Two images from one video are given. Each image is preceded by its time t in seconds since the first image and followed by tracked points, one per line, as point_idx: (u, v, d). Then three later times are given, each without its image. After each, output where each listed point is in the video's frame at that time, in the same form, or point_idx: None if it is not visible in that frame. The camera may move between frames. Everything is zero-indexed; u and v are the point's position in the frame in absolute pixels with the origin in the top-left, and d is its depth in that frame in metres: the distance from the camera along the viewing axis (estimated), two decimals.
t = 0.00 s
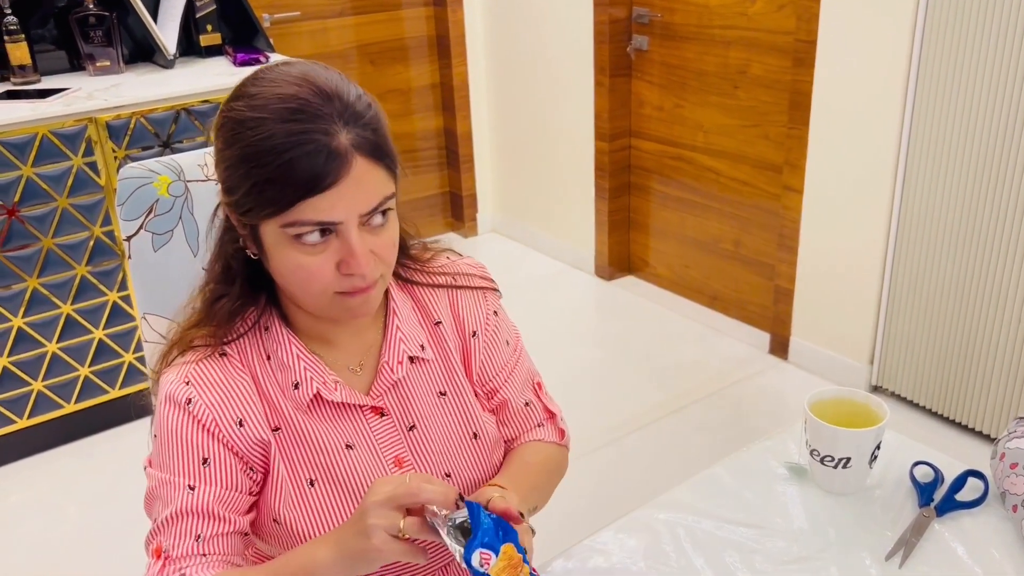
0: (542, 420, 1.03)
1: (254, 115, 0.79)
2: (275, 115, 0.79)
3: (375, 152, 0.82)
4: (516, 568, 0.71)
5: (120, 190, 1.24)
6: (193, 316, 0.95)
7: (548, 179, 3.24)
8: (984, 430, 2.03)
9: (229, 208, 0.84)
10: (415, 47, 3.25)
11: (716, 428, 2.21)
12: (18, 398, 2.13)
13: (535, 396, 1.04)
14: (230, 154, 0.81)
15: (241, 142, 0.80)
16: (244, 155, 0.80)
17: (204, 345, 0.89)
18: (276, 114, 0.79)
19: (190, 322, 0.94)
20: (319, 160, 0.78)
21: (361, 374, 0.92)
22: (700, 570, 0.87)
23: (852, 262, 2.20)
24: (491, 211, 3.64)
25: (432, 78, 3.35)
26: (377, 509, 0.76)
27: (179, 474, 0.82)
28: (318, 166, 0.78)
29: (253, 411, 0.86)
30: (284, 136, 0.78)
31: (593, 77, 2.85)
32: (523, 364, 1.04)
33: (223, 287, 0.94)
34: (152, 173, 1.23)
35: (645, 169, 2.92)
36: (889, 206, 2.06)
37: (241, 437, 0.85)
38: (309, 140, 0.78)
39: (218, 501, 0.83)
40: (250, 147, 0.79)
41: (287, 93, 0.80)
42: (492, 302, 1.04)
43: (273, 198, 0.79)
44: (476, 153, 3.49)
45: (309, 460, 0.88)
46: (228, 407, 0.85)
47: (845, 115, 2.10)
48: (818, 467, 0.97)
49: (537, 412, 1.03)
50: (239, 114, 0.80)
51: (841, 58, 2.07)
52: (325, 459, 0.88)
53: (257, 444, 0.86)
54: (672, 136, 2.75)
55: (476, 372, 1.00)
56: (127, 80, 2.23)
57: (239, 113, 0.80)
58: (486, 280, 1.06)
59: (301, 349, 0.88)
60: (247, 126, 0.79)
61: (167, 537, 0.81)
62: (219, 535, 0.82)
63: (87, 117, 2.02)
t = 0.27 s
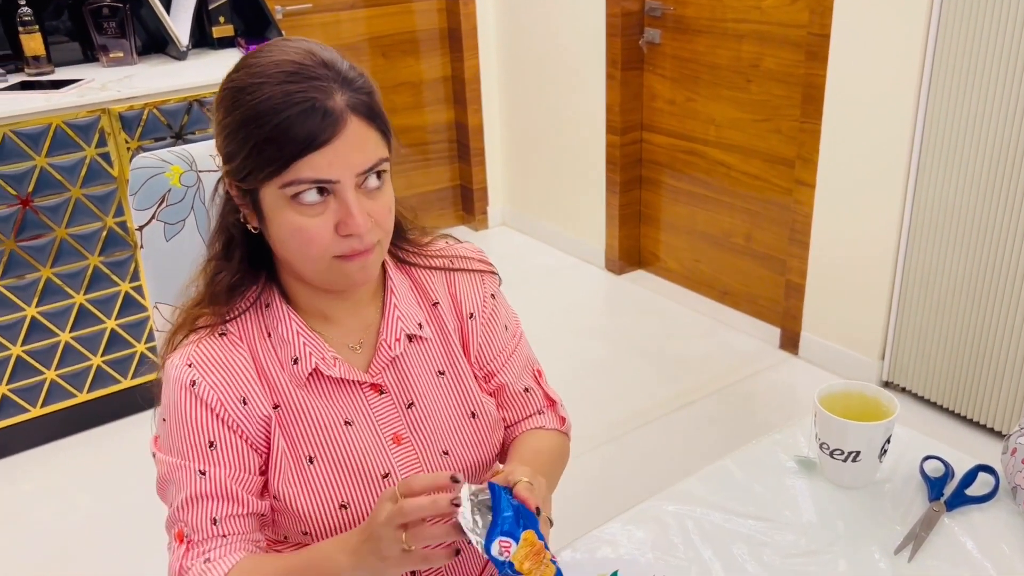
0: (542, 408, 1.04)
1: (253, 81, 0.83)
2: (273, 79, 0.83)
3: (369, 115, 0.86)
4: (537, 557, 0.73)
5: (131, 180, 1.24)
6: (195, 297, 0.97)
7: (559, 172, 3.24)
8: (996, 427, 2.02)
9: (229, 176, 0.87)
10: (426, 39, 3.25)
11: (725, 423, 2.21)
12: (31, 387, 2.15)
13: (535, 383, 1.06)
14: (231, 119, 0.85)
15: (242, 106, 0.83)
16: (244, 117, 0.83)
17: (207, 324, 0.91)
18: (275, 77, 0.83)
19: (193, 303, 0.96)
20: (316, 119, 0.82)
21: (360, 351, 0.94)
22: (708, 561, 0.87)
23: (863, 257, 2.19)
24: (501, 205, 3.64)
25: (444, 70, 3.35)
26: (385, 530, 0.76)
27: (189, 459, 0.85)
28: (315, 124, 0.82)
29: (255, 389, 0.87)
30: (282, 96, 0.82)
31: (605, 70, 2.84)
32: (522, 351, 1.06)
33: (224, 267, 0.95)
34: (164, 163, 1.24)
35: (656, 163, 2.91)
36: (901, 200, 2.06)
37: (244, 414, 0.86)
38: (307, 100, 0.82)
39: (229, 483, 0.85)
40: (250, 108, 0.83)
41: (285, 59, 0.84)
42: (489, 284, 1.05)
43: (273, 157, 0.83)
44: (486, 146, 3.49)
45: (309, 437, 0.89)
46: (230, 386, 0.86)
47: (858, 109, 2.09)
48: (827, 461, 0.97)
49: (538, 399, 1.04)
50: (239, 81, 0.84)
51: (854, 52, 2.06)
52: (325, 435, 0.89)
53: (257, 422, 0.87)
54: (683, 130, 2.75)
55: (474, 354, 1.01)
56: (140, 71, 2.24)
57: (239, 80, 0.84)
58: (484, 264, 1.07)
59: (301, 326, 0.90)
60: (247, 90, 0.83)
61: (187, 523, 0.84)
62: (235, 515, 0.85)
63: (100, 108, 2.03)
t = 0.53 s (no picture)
0: (551, 391, 1.05)
1: (258, 57, 0.85)
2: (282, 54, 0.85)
3: (374, 91, 0.88)
4: (521, 531, 0.72)
5: (145, 168, 1.23)
6: (208, 279, 0.98)
7: (573, 163, 3.23)
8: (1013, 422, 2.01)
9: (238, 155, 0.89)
10: (440, 29, 3.24)
11: (738, 416, 2.20)
12: (47, 374, 2.16)
13: (544, 367, 1.06)
14: (239, 94, 0.86)
15: (249, 79, 0.85)
16: (251, 90, 0.85)
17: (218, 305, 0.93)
18: (283, 51, 0.85)
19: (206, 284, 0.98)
20: (321, 90, 0.84)
21: (368, 333, 0.95)
22: (721, 556, 0.86)
23: (879, 249, 2.17)
24: (515, 195, 3.63)
25: (458, 60, 3.33)
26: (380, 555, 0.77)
27: (196, 448, 0.87)
28: (320, 94, 0.84)
29: (261, 371, 0.88)
30: (288, 69, 0.84)
31: (619, 60, 2.82)
32: (530, 334, 1.06)
33: (236, 249, 0.97)
34: (178, 152, 1.23)
35: (670, 153, 2.90)
36: (918, 192, 2.04)
37: (249, 397, 0.87)
38: (313, 73, 0.84)
39: (235, 468, 0.87)
40: (257, 81, 0.85)
41: (293, 36, 0.86)
42: (495, 268, 1.06)
43: (279, 128, 0.84)
44: (500, 137, 3.48)
45: (315, 419, 0.90)
46: (235, 370, 0.87)
47: (876, 100, 2.07)
48: (843, 455, 0.96)
49: (546, 381, 1.05)
50: (247, 56, 0.86)
51: (872, 42, 2.04)
52: (331, 417, 0.90)
53: (262, 406, 0.88)
54: (699, 120, 2.73)
55: (481, 336, 1.02)
56: (155, 60, 2.24)
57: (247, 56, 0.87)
58: (489, 248, 1.08)
59: (308, 306, 0.91)
60: (255, 64, 0.85)
61: (200, 508, 0.87)
62: (244, 501, 0.87)
63: (115, 97, 2.03)
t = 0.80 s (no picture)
0: (560, 386, 1.01)
1: (279, 43, 0.83)
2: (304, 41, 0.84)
3: (395, 83, 0.87)
4: (484, 491, 0.67)
5: (159, 160, 1.22)
6: (220, 267, 0.98)
7: (591, 151, 3.20)
8: None
9: (254, 140, 0.88)
10: (458, 15, 3.21)
11: (757, 408, 2.18)
12: (65, 362, 2.17)
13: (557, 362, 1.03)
14: (258, 80, 0.85)
15: (269, 66, 0.84)
16: (270, 77, 0.84)
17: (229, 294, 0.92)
18: (305, 39, 0.84)
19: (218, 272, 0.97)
20: (343, 80, 0.82)
21: (380, 324, 0.94)
22: (741, 557, 0.85)
23: (901, 241, 2.14)
24: (532, 183, 3.61)
25: (475, 47, 3.31)
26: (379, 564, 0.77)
27: (203, 437, 0.87)
28: (341, 85, 0.82)
29: (270, 361, 0.88)
30: (309, 57, 0.83)
31: (639, 47, 2.79)
32: (543, 329, 1.04)
33: (249, 235, 0.96)
34: (193, 143, 1.23)
35: (690, 142, 2.87)
36: (943, 182, 2.00)
37: (257, 387, 0.87)
38: (335, 62, 0.83)
39: (241, 458, 0.86)
40: (277, 68, 0.83)
41: (315, 23, 0.85)
42: (508, 261, 1.04)
43: (298, 117, 0.83)
44: (518, 124, 3.46)
45: (323, 409, 0.89)
46: (243, 359, 0.87)
47: (900, 88, 2.03)
48: (866, 455, 0.94)
49: (554, 377, 1.01)
50: (266, 42, 0.85)
51: (897, 29, 2.00)
52: (339, 408, 0.89)
53: (270, 396, 0.87)
54: (719, 108, 2.69)
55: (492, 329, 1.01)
56: (171, 47, 2.23)
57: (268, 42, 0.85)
58: (504, 240, 1.07)
59: (319, 295, 0.90)
60: (275, 50, 0.84)
61: (206, 498, 0.87)
62: (250, 492, 0.86)
63: (132, 85, 2.03)
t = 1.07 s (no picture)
0: (581, 357, 0.98)
1: None
2: None
3: (421, 41, 0.83)
4: (493, 454, 0.62)
5: (177, 122, 1.20)
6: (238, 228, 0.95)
7: (619, 116, 3.14)
8: None
9: (274, 97, 0.85)
10: None
11: (786, 378, 2.14)
12: (91, 327, 2.18)
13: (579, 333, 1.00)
14: (279, 35, 0.82)
15: (291, 19, 0.80)
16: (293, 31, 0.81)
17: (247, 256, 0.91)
18: None
19: (236, 234, 0.95)
20: (367, 36, 0.79)
21: (400, 290, 0.92)
22: (770, 534, 0.82)
23: (939, 208, 2.08)
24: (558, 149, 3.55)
25: (501, 9, 3.25)
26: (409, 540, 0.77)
27: (223, 404, 0.85)
28: (366, 41, 0.79)
29: (288, 327, 0.86)
30: (333, 12, 0.79)
31: (669, 8, 2.72)
32: (566, 298, 1.01)
33: (267, 196, 0.94)
34: (210, 105, 1.20)
35: (721, 106, 2.80)
36: (983, 147, 1.93)
37: (275, 354, 0.85)
38: (360, 17, 0.80)
39: (260, 426, 0.84)
40: (299, 22, 0.80)
41: None
42: (532, 228, 1.01)
43: (320, 74, 0.80)
44: (544, 88, 3.40)
45: (343, 377, 0.87)
46: (261, 325, 0.85)
47: (941, 48, 1.96)
48: (901, 429, 0.91)
49: (575, 348, 0.98)
50: None
51: None
52: (358, 376, 0.87)
53: (289, 363, 0.85)
54: (752, 71, 2.63)
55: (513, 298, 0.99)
56: (193, 10, 2.21)
57: None
58: (528, 205, 1.03)
59: (338, 261, 0.88)
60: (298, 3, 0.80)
61: (228, 467, 0.85)
62: (270, 461, 0.85)
63: (154, 48, 2.00)
